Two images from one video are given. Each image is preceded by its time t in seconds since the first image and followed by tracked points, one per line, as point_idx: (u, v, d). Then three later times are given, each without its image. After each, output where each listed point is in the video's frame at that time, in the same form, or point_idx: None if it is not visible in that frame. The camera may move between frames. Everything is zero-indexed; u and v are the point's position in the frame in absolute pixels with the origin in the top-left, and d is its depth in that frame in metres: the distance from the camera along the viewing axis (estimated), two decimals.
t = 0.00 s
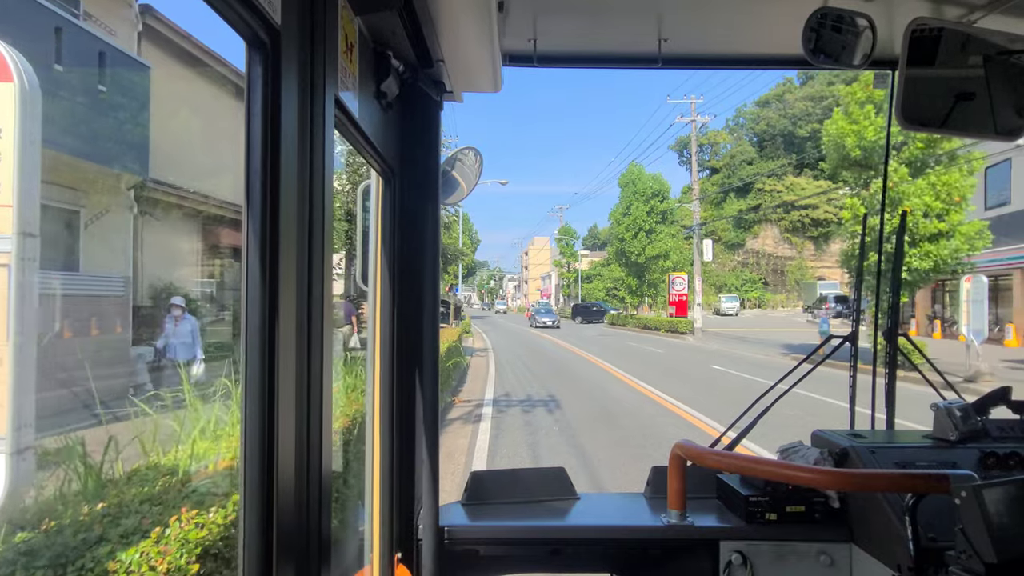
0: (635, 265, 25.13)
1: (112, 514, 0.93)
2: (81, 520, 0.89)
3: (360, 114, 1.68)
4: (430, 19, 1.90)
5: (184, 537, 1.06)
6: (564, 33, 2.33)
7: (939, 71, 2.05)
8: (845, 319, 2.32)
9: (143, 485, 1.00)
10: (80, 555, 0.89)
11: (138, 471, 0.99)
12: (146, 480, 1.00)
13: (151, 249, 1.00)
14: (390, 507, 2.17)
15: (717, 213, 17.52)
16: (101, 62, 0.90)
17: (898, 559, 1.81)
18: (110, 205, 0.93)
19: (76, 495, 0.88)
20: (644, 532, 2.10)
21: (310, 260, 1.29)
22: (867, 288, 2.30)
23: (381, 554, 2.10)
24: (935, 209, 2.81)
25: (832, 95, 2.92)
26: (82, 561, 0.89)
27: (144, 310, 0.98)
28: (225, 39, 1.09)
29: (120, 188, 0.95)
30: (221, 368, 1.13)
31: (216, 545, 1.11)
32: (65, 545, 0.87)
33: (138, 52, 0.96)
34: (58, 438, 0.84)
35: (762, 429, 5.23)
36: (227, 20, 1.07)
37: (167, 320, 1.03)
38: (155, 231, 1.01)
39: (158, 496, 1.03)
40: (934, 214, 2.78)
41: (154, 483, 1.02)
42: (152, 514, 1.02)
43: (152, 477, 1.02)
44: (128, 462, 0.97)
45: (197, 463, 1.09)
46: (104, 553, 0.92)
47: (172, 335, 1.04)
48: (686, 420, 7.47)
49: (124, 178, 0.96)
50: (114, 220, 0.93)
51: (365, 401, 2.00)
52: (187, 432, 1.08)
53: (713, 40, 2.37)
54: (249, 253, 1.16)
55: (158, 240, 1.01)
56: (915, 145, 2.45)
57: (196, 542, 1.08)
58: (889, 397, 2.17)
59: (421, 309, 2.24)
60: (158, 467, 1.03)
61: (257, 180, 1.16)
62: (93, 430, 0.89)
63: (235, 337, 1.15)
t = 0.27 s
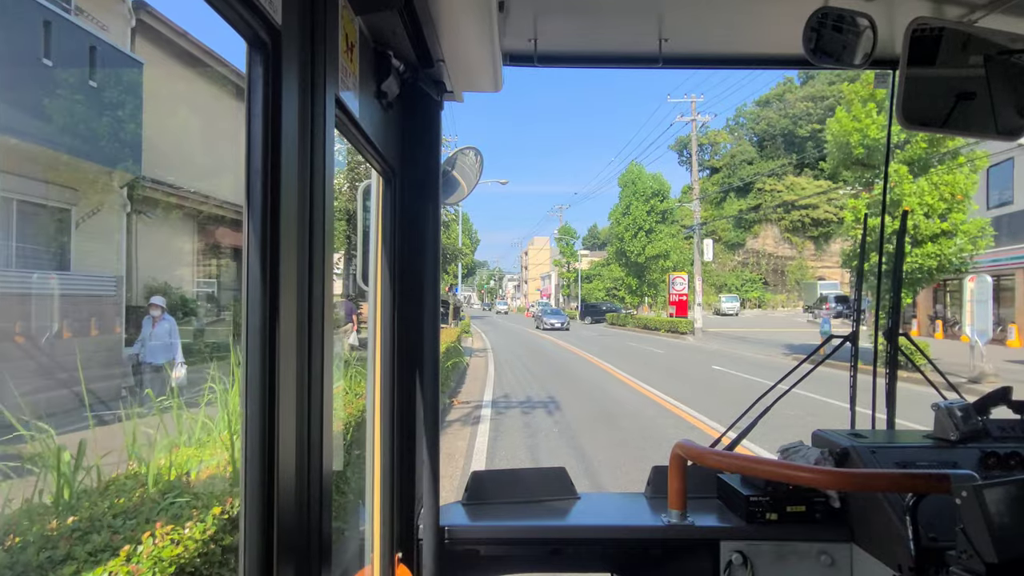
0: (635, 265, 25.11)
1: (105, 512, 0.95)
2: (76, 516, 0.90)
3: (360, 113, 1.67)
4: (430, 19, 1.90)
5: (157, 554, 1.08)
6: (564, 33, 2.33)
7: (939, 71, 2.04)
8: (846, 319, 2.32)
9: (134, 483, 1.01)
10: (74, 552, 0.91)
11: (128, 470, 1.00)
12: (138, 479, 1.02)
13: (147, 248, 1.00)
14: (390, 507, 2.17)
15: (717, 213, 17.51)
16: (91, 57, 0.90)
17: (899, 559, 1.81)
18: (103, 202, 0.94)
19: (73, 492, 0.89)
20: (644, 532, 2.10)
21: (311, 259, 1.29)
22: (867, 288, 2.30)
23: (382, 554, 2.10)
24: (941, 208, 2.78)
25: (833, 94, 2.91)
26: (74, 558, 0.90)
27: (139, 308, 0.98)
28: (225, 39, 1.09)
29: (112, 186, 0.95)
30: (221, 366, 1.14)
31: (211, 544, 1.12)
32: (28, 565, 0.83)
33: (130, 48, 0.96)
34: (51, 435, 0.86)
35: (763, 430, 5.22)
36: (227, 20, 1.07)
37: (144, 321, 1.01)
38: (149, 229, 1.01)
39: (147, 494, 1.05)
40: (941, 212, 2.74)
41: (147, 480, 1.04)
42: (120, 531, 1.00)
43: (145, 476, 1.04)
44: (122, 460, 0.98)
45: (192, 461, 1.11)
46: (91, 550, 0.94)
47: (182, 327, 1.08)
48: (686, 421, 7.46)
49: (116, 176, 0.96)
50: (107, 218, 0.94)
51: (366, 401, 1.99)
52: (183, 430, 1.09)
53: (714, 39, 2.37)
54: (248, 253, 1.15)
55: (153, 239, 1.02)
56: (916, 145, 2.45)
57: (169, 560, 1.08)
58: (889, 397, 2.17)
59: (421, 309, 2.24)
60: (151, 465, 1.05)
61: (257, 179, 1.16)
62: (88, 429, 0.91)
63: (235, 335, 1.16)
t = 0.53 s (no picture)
0: (636, 265, 25.09)
1: (114, 518, 0.94)
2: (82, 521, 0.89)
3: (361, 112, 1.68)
4: (431, 19, 1.91)
5: None
6: (566, 33, 2.33)
7: (940, 70, 2.04)
8: (846, 318, 2.33)
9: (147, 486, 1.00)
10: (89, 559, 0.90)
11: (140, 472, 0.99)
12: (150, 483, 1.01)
13: (140, 247, 0.99)
14: (391, 507, 2.17)
15: (718, 212, 17.50)
16: (79, 51, 0.88)
17: (900, 558, 1.81)
18: (94, 201, 0.91)
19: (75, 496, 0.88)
20: (645, 532, 2.10)
21: (311, 259, 1.29)
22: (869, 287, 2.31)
23: (383, 555, 2.10)
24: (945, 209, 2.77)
25: (835, 93, 2.91)
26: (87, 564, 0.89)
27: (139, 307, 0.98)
28: (225, 38, 1.09)
29: (101, 183, 0.92)
30: (223, 367, 1.14)
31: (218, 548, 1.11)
32: None
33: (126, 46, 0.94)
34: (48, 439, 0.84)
35: (763, 431, 5.23)
36: (227, 20, 1.07)
37: (121, 322, 0.96)
38: (144, 229, 0.99)
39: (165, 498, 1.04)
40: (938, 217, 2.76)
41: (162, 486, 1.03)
42: (83, 555, 0.89)
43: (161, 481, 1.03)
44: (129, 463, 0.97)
45: (205, 465, 1.10)
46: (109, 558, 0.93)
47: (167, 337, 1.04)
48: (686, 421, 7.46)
49: (107, 174, 0.94)
50: (97, 217, 0.92)
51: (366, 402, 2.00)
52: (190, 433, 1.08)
53: (715, 39, 2.37)
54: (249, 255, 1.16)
55: (149, 238, 1.00)
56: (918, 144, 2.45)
57: None
58: (890, 396, 2.17)
59: (422, 309, 2.24)
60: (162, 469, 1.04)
61: (257, 180, 1.16)
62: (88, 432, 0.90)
63: (235, 336, 1.16)
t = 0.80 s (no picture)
0: (635, 265, 25.08)
1: (83, 529, 0.89)
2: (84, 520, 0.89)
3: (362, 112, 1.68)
4: (431, 19, 1.90)
5: None
6: (567, 32, 2.33)
7: (942, 69, 2.04)
8: (847, 318, 2.33)
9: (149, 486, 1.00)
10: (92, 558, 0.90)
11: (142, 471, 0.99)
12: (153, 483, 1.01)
13: (133, 246, 0.97)
14: (392, 507, 2.16)
15: (718, 212, 17.50)
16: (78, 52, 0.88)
17: (902, 558, 1.81)
18: (78, 198, 0.90)
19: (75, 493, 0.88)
20: (645, 531, 2.10)
21: (312, 259, 1.29)
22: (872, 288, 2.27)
23: (383, 554, 2.10)
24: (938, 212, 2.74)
25: (836, 93, 2.91)
26: (90, 565, 0.89)
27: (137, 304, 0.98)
28: (225, 38, 1.09)
29: (87, 179, 0.91)
30: (223, 366, 1.14)
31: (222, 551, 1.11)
32: None
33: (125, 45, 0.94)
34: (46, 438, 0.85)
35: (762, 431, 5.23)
36: (228, 19, 1.07)
37: (96, 321, 0.91)
38: (134, 227, 0.98)
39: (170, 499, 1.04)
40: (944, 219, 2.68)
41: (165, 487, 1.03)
42: None
43: (165, 480, 1.03)
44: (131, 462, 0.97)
45: (207, 465, 1.10)
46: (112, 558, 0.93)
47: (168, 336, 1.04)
48: (687, 422, 7.45)
49: (94, 171, 0.92)
50: (82, 215, 0.90)
51: (366, 402, 2.00)
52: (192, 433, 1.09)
53: (715, 38, 2.37)
54: (250, 256, 1.16)
55: (142, 235, 0.99)
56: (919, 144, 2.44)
57: None
58: (891, 396, 2.17)
59: (422, 310, 2.24)
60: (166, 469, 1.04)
61: (257, 180, 1.16)
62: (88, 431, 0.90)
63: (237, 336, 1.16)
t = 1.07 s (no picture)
0: (635, 265, 25.07)
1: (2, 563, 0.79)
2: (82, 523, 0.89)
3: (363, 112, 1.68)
4: (431, 18, 1.89)
5: None
6: (568, 32, 2.33)
7: (943, 69, 2.03)
8: (848, 318, 2.32)
9: (147, 490, 0.99)
10: (93, 562, 0.89)
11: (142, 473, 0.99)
12: (152, 483, 1.00)
13: (119, 244, 0.94)
14: (392, 507, 2.16)
15: (718, 212, 17.50)
16: (75, 52, 0.89)
17: (903, 558, 1.81)
18: (58, 193, 0.86)
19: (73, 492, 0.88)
20: (647, 531, 2.10)
21: (313, 259, 1.29)
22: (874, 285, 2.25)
23: (384, 555, 2.10)
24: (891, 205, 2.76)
25: (837, 92, 2.91)
26: None
27: (130, 293, 0.97)
28: (227, 38, 1.09)
29: (67, 173, 0.88)
30: (225, 367, 1.14)
31: (224, 554, 1.10)
32: None
33: (126, 45, 0.95)
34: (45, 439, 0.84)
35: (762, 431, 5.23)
36: (229, 20, 1.07)
37: (60, 323, 0.85)
38: (119, 222, 0.95)
39: (173, 502, 1.03)
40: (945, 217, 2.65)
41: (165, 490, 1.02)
42: None
43: (167, 480, 1.03)
44: (131, 461, 0.97)
45: (208, 468, 1.10)
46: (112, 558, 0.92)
47: (168, 334, 1.04)
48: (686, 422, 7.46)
49: (73, 164, 0.89)
50: (62, 211, 0.87)
51: (368, 402, 2.00)
52: (192, 434, 1.08)
53: (717, 38, 2.37)
54: (252, 257, 1.16)
55: (125, 233, 0.96)
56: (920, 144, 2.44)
57: None
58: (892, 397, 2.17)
59: (422, 310, 2.24)
60: (167, 472, 1.03)
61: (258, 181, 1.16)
62: (88, 434, 0.90)
63: (239, 338, 1.16)
